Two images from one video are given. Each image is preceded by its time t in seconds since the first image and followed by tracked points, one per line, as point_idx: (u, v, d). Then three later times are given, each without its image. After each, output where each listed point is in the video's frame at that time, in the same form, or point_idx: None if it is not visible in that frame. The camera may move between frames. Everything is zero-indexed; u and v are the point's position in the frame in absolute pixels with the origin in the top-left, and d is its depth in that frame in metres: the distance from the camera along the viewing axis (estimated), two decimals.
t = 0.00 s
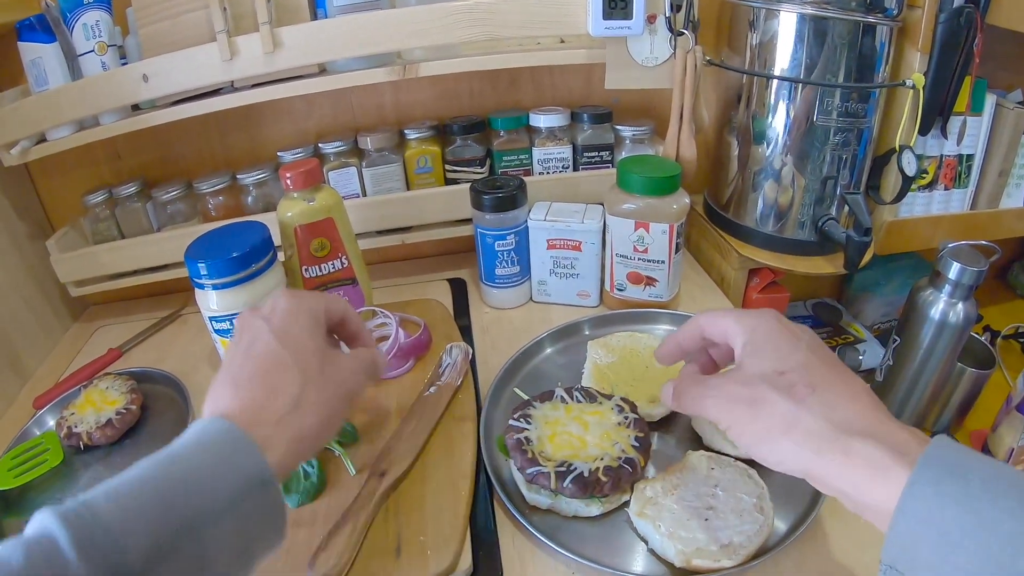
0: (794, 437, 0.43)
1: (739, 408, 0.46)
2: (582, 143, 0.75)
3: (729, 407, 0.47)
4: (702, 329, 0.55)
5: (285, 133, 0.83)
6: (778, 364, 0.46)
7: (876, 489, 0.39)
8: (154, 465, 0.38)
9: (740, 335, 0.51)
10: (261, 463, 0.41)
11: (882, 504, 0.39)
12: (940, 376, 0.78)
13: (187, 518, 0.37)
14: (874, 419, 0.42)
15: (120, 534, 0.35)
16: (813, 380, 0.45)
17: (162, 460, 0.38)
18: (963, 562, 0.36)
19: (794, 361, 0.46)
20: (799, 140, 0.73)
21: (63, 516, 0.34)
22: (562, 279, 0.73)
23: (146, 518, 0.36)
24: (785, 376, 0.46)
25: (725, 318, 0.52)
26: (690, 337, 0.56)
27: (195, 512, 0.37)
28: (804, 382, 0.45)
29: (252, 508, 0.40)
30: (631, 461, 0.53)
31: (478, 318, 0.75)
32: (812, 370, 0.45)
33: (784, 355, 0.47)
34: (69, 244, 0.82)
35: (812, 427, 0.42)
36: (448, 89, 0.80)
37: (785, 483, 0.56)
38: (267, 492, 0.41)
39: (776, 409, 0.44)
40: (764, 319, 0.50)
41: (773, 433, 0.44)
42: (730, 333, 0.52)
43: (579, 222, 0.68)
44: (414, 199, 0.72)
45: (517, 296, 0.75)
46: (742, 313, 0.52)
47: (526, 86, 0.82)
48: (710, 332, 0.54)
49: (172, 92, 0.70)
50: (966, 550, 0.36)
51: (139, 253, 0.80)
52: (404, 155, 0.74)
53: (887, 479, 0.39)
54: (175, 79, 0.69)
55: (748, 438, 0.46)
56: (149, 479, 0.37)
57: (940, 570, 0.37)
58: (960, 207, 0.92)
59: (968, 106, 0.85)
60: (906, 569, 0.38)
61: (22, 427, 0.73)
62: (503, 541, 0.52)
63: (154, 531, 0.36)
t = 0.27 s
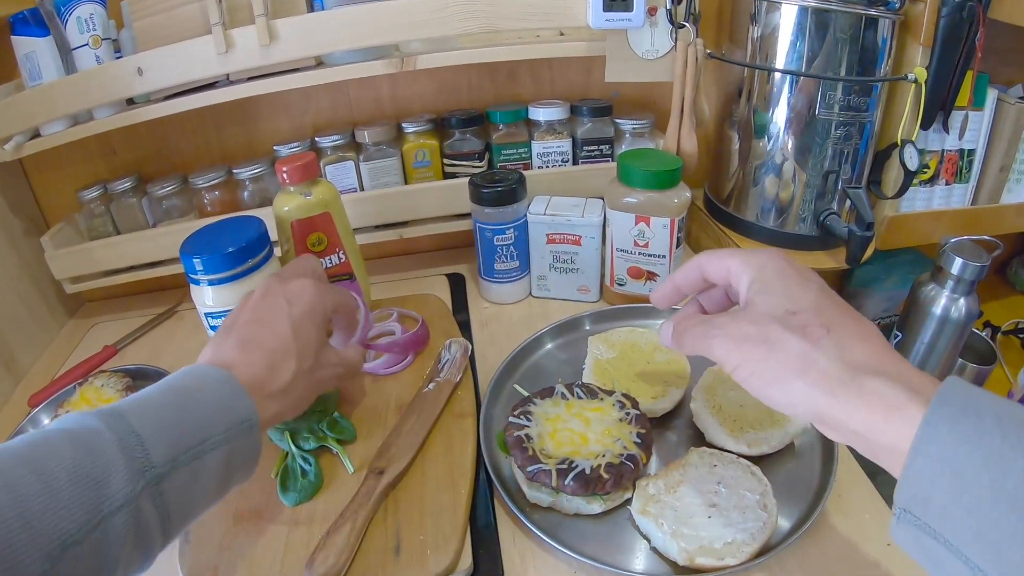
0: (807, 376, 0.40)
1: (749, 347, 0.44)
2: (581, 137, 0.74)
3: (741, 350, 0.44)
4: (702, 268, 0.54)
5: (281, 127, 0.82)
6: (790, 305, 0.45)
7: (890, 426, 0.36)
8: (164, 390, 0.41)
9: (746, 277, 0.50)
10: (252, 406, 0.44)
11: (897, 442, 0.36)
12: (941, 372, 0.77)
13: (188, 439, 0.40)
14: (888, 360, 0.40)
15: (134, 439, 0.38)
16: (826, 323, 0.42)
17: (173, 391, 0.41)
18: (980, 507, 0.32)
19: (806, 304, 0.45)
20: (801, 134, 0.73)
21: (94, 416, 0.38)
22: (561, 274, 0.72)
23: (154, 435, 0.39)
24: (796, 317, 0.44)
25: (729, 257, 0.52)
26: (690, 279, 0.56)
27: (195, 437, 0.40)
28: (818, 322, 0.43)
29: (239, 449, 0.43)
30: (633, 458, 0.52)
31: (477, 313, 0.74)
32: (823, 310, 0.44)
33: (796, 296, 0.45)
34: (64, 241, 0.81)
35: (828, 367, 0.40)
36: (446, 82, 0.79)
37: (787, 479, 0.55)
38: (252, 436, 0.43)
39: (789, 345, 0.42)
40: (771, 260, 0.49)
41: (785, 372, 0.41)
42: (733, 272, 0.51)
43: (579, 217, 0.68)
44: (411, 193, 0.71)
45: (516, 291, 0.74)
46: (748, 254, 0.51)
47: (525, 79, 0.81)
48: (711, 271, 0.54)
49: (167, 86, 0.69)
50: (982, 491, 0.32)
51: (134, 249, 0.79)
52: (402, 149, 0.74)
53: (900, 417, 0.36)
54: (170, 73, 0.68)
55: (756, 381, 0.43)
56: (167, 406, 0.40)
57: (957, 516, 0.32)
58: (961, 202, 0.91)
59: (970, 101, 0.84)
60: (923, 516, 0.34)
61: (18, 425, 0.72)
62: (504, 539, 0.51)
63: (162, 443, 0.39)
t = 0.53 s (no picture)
0: (836, 345, 0.39)
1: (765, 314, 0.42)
2: (579, 144, 0.74)
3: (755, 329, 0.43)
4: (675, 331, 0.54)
5: (276, 134, 0.82)
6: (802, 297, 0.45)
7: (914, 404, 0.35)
8: (132, 416, 0.35)
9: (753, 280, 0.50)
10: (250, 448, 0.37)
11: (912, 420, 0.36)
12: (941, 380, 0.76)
13: (161, 487, 0.34)
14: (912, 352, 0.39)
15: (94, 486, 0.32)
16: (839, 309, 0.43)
17: (182, 428, 0.35)
18: (992, 495, 0.32)
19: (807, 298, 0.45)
20: (801, 141, 0.72)
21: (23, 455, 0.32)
22: (560, 283, 0.72)
23: (138, 478, 0.33)
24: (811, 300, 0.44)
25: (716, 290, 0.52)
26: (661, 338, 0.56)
27: (162, 480, 0.34)
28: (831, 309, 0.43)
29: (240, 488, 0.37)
30: (634, 474, 0.52)
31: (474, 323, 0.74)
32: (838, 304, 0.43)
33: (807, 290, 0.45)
34: (58, 249, 0.80)
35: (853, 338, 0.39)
36: (442, 88, 0.78)
37: (788, 492, 0.54)
38: (250, 476, 0.38)
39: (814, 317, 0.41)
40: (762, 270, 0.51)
41: (809, 339, 0.40)
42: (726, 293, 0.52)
43: (577, 226, 0.67)
44: (407, 202, 0.71)
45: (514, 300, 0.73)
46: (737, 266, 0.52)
47: (522, 85, 0.81)
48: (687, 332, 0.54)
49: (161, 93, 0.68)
50: (994, 481, 0.32)
51: (129, 258, 0.78)
52: (398, 156, 0.73)
53: (916, 404, 0.36)
54: (163, 80, 0.67)
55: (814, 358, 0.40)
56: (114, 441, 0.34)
57: (966, 506, 0.33)
58: (961, 208, 0.90)
59: (970, 107, 0.84)
60: (931, 509, 0.35)
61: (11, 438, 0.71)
62: (504, 556, 0.51)
63: (114, 490, 0.33)
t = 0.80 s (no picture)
0: (761, 396, 0.44)
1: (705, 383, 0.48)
2: (572, 150, 0.73)
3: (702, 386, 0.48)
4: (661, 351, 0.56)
5: (268, 141, 0.81)
6: (743, 342, 0.50)
7: (838, 442, 0.39)
8: (251, 488, 0.35)
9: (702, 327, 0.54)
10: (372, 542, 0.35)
11: (843, 458, 0.39)
12: (937, 385, 0.76)
13: (267, 566, 0.33)
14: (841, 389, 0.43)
15: (218, 553, 0.32)
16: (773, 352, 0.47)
17: (344, 509, 0.35)
18: (923, 525, 0.34)
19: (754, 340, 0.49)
20: (795, 146, 0.72)
21: (138, 517, 0.32)
22: (552, 290, 0.71)
23: (240, 551, 0.32)
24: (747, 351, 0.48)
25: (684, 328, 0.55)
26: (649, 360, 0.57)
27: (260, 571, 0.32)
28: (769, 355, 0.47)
29: None
30: (625, 485, 0.52)
31: (467, 330, 0.73)
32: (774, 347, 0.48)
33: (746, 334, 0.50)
34: (50, 257, 0.79)
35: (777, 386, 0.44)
36: (434, 94, 0.78)
37: (782, 502, 0.54)
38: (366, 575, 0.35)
39: (741, 370, 0.46)
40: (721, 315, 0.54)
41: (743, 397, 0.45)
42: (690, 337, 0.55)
43: (569, 233, 0.67)
44: (399, 209, 0.70)
45: (506, 308, 0.73)
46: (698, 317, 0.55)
47: (515, 91, 0.80)
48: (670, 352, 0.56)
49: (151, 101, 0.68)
50: (923, 512, 0.34)
51: (121, 265, 0.78)
52: (390, 163, 0.72)
53: (846, 442, 0.38)
54: (153, 88, 0.67)
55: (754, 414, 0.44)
56: (297, 518, 0.34)
57: (900, 534, 0.35)
58: (957, 211, 0.90)
59: (966, 110, 0.83)
60: (871, 536, 0.37)
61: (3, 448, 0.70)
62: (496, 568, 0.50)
63: (230, 562, 0.32)
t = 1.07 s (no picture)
0: (732, 431, 0.45)
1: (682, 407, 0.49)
2: (567, 149, 0.73)
3: (677, 411, 0.49)
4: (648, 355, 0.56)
5: (262, 141, 0.81)
6: (721, 362, 0.48)
7: (810, 479, 0.40)
8: (213, 502, 0.35)
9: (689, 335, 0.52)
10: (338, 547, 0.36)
11: (820, 491, 0.39)
12: (933, 383, 0.76)
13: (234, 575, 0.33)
14: (811, 415, 0.43)
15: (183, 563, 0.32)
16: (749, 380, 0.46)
17: (307, 515, 0.36)
18: (898, 552, 0.35)
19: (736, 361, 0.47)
20: (790, 144, 0.72)
21: (98, 532, 0.32)
22: (548, 289, 0.71)
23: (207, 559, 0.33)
24: (725, 375, 0.47)
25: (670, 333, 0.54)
26: (637, 366, 0.57)
27: None
28: (745, 380, 0.46)
29: None
30: (621, 483, 0.52)
31: (463, 330, 0.73)
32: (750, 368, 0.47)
33: (727, 353, 0.48)
34: (45, 259, 0.79)
35: (750, 420, 0.44)
36: (428, 94, 0.78)
37: (778, 500, 0.54)
38: None
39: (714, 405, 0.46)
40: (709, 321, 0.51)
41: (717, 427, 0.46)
42: (677, 344, 0.53)
43: (564, 232, 0.66)
44: (394, 209, 0.70)
45: (502, 308, 0.73)
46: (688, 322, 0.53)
47: (509, 90, 0.80)
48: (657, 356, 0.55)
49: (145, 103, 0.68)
50: (898, 538, 0.35)
51: (115, 268, 0.78)
52: (384, 163, 0.72)
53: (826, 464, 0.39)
54: (147, 89, 0.66)
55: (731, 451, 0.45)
56: (259, 526, 0.35)
57: (876, 558, 0.36)
58: (953, 207, 0.90)
59: (961, 107, 0.83)
60: (849, 561, 0.38)
61: None
62: (492, 569, 0.50)
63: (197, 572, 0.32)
